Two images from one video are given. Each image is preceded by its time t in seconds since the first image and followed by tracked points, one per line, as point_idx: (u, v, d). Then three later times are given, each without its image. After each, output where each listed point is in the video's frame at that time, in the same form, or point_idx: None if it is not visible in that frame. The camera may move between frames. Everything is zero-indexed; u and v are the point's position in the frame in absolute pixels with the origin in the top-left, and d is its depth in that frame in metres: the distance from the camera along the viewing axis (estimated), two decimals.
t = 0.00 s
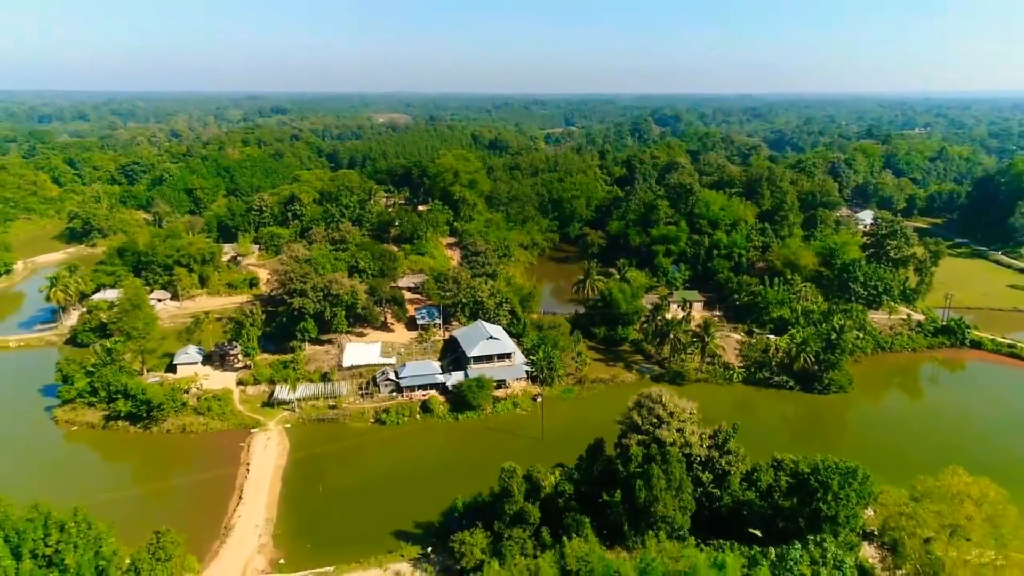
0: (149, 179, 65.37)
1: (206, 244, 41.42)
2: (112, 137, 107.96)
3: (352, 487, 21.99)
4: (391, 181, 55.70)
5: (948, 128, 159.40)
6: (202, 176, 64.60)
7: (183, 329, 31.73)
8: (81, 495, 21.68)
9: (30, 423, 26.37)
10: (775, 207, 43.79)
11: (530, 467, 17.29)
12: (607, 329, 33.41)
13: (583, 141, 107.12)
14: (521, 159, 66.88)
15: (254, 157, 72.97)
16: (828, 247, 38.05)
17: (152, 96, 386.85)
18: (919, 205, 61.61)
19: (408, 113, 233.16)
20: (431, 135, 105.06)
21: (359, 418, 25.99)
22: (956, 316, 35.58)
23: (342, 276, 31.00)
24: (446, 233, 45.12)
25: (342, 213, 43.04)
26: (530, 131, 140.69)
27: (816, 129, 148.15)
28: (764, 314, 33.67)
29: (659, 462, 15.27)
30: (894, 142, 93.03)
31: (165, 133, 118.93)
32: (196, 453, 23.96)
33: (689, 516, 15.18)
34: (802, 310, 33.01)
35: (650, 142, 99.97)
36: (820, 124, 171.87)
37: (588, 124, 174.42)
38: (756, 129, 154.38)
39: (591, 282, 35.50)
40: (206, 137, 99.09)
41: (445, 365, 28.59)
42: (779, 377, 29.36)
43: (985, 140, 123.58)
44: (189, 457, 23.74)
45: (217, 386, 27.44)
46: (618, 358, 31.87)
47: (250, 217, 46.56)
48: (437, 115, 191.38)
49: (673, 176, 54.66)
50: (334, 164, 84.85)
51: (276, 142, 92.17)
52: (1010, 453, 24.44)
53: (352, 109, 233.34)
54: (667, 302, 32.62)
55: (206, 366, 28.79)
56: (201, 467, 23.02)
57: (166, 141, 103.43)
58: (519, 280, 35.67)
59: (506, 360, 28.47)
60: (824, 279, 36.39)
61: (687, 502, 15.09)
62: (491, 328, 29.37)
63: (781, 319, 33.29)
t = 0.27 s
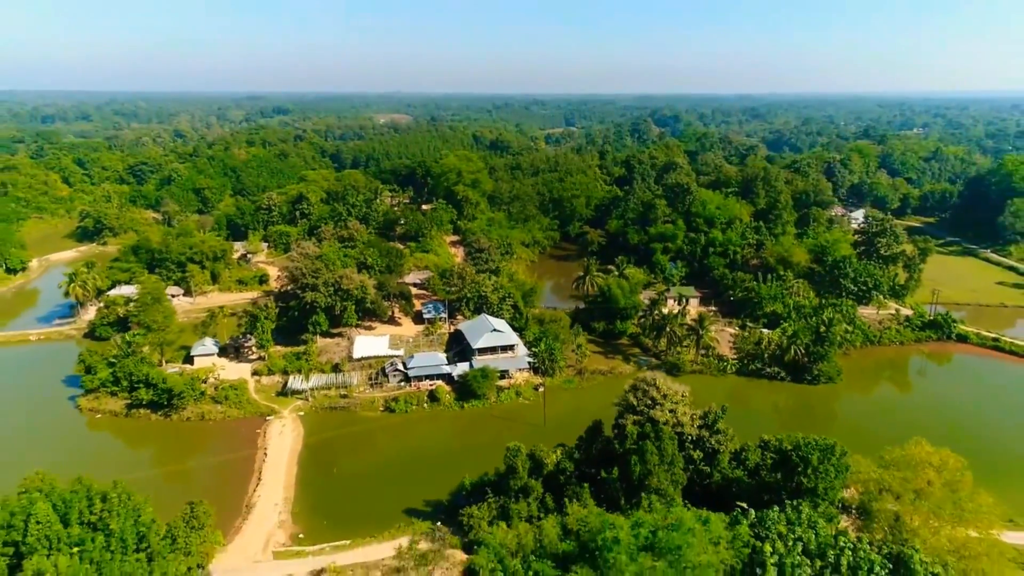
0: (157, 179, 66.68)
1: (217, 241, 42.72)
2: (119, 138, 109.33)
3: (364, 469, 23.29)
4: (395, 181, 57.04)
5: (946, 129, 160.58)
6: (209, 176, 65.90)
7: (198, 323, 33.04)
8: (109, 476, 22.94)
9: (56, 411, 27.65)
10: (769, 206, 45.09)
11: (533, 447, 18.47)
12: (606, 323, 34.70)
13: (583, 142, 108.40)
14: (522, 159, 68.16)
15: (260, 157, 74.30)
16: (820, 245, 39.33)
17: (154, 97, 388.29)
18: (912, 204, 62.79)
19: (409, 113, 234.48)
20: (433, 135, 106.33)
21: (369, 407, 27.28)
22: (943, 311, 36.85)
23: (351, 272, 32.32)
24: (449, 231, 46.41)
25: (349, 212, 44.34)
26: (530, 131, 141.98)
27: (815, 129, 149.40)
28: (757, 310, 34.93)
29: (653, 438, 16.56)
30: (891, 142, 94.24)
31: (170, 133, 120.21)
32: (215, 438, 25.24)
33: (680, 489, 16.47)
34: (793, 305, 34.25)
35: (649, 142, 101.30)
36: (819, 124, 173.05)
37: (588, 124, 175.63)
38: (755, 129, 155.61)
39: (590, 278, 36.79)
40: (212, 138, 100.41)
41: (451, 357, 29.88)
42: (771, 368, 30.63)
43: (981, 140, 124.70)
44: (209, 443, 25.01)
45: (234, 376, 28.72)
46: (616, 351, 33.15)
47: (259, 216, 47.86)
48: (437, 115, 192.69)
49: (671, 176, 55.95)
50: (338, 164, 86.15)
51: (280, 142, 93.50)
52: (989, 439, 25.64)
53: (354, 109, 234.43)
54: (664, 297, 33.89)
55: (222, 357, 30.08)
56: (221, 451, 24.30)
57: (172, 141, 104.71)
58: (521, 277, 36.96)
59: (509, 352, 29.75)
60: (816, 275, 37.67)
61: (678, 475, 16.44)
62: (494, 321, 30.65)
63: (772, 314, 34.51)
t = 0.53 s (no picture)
0: (165, 178, 67.90)
1: (227, 239, 43.93)
2: (123, 137, 110.54)
3: (374, 454, 24.54)
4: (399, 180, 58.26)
5: (943, 129, 161.67)
6: (216, 176, 67.11)
7: (212, 317, 34.26)
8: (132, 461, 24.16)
9: (79, 402, 28.91)
10: (765, 205, 46.29)
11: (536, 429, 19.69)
12: (605, 318, 35.89)
13: (583, 142, 109.59)
14: (523, 159, 69.37)
15: (265, 157, 75.51)
16: (813, 242, 40.52)
17: (156, 97, 388.26)
18: (906, 204, 63.99)
19: (410, 113, 235.32)
20: (435, 136, 107.54)
21: (377, 396, 28.48)
22: (932, 307, 38.03)
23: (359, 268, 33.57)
24: (452, 230, 47.61)
25: (355, 210, 45.53)
26: (531, 131, 143.14)
27: (813, 129, 150.55)
28: (751, 305, 36.11)
29: (647, 420, 17.76)
30: (887, 142, 95.39)
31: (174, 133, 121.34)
32: (232, 425, 26.47)
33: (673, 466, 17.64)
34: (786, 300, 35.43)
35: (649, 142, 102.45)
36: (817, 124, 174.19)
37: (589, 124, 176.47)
38: (753, 129, 156.75)
39: (590, 275, 37.99)
40: (216, 138, 101.64)
41: (456, 349, 31.09)
42: (763, 360, 31.82)
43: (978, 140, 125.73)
44: (225, 430, 26.22)
45: (247, 367, 29.94)
46: (615, 345, 34.31)
47: (267, 214, 49.06)
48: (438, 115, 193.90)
49: (669, 175, 57.12)
50: (342, 164, 87.36)
51: (284, 142, 94.73)
52: (970, 428, 26.80)
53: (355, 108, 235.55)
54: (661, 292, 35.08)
55: (236, 350, 31.31)
56: (238, 437, 25.52)
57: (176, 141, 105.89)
58: (523, 273, 38.16)
59: (511, 344, 30.94)
60: (808, 272, 38.85)
61: (671, 454, 17.63)
62: (497, 315, 31.86)
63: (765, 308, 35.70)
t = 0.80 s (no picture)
0: (171, 178, 69.10)
1: (236, 238, 45.06)
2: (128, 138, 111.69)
3: (383, 443, 25.61)
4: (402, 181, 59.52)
5: (941, 129, 162.77)
6: (221, 176, 68.28)
7: (223, 313, 35.36)
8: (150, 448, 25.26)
9: (97, 396, 30.03)
10: (760, 205, 47.43)
11: (538, 415, 20.75)
12: (604, 314, 36.98)
13: (583, 142, 110.74)
14: (524, 159, 70.54)
15: (269, 157, 76.71)
16: (806, 241, 41.64)
17: (156, 97, 389.65)
18: (901, 203, 65.10)
19: (411, 114, 236.45)
20: (436, 136, 108.72)
21: (384, 388, 29.59)
22: (922, 303, 39.12)
23: (366, 265, 34.78)
24: (455, 228, 48.72)
25: (360, 210, 46.68)
26: (531, 131, 144.28)
27: (811, 129, 151.71)
28: (746, 301, 37.18)
29: (642, 405, 18.88)
30: (884, 142, 96.52)
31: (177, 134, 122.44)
32: (245, 415, 27.56)
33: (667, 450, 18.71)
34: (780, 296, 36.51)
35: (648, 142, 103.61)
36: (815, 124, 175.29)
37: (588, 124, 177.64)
38: (752, 129, 157.89)
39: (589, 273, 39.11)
40: (219, 138, 102.78)
41: (460, 343, 32.22)
42: (757, 354, 32.92)
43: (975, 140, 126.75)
44: (238, 419, 27.31)
45: (259, 361, 31.05)
46: (614, 340, 35.40)
47: (273, 213, 50.19)
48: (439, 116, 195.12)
49: (667, 175, 58.26)
50: (344, 164, 88.52)
51: (287, 142, 95.94)
52: (956, 418, 27.82)
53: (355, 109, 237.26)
54: (658, 289, 36.15)
55: (248, 344, 32.45)
56: (252, 426, 26.57)
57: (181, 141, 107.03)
58: (524, 271, 39.26)
59: (513, 339, 32.04)
60: (802, 269, 39.97)
61: (665, 438, 18.72)
62: (499, 311, 32.96)
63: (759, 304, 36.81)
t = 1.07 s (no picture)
0: (177, 178, 70.20)
1: (244, 236, 46.16)
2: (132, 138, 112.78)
3: (390, 433, 26.66)
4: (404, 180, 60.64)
5: (940, 129, 163.53)
6: (227, 176, 69.37)
7: (233, 309, 36.40)
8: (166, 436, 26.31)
9: (114, 388, 31.11)
10: (755, 204, 48.51)
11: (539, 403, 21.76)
12: (602, 310, 38.07)
13: (583, 142, 111.71)
14: (524, 159, 71.60)
15: (273, 157, 77.78)
16: (800, 239, 42.71)
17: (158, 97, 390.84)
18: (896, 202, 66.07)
19: (412, 114, 237.62)
20: (438, 137, 109.79)
21: (391, 380, 30.67)
22: (912, 299, 40.19)
23: (372, 262, 35.92)
24: (457, 227, 49.78)
25: (365, 209, 47.76)
26: (531, 132, 145.24)
27: (810, 129, 152.52)
28: (741, 297, 38.26)
29: (638, 392, 19.93)
30: (881, 142, 97.44)
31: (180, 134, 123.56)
32: (256, 406, 28.61)
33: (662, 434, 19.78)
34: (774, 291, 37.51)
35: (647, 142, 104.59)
36: (814, 124, 176.13)
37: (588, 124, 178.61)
38: (751, 129, 158.78)
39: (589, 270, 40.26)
40: (223, 139, 103.86)
41: (463, 337, 33.31)
42: (751, 348, 33.94)
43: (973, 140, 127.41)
44: (250, 409, 28.37)
45: (269, 354, 32.13)
46: (612, 334, 36.44)
47: (280, 212, 51.30)
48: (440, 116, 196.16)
49: (666, 175, 59.28)
50: (347, 164, 89.60)
51: (291, 142, 97.01)
52: (941, 409, 28.78)
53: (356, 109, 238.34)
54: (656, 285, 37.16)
55: (258, 338, 33.54)
56: (264, 416, 27.61)
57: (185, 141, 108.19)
58: (525, 268, 40.32)
59: (515, 333, 33.11)
60: (796, 267, 41.09)
61: (660, 423, 19.77)
62: (501, 306, 34.02)
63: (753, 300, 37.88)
